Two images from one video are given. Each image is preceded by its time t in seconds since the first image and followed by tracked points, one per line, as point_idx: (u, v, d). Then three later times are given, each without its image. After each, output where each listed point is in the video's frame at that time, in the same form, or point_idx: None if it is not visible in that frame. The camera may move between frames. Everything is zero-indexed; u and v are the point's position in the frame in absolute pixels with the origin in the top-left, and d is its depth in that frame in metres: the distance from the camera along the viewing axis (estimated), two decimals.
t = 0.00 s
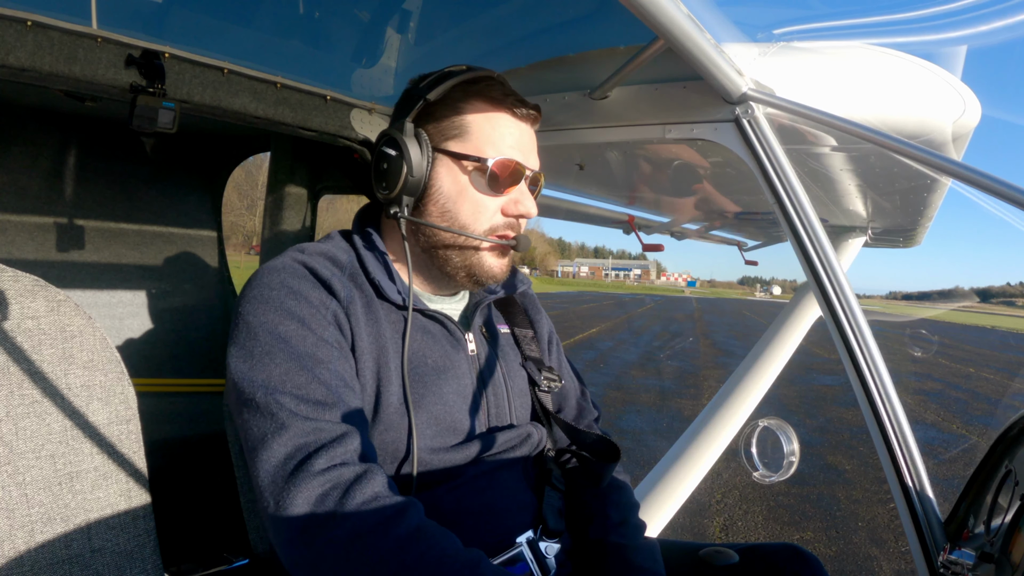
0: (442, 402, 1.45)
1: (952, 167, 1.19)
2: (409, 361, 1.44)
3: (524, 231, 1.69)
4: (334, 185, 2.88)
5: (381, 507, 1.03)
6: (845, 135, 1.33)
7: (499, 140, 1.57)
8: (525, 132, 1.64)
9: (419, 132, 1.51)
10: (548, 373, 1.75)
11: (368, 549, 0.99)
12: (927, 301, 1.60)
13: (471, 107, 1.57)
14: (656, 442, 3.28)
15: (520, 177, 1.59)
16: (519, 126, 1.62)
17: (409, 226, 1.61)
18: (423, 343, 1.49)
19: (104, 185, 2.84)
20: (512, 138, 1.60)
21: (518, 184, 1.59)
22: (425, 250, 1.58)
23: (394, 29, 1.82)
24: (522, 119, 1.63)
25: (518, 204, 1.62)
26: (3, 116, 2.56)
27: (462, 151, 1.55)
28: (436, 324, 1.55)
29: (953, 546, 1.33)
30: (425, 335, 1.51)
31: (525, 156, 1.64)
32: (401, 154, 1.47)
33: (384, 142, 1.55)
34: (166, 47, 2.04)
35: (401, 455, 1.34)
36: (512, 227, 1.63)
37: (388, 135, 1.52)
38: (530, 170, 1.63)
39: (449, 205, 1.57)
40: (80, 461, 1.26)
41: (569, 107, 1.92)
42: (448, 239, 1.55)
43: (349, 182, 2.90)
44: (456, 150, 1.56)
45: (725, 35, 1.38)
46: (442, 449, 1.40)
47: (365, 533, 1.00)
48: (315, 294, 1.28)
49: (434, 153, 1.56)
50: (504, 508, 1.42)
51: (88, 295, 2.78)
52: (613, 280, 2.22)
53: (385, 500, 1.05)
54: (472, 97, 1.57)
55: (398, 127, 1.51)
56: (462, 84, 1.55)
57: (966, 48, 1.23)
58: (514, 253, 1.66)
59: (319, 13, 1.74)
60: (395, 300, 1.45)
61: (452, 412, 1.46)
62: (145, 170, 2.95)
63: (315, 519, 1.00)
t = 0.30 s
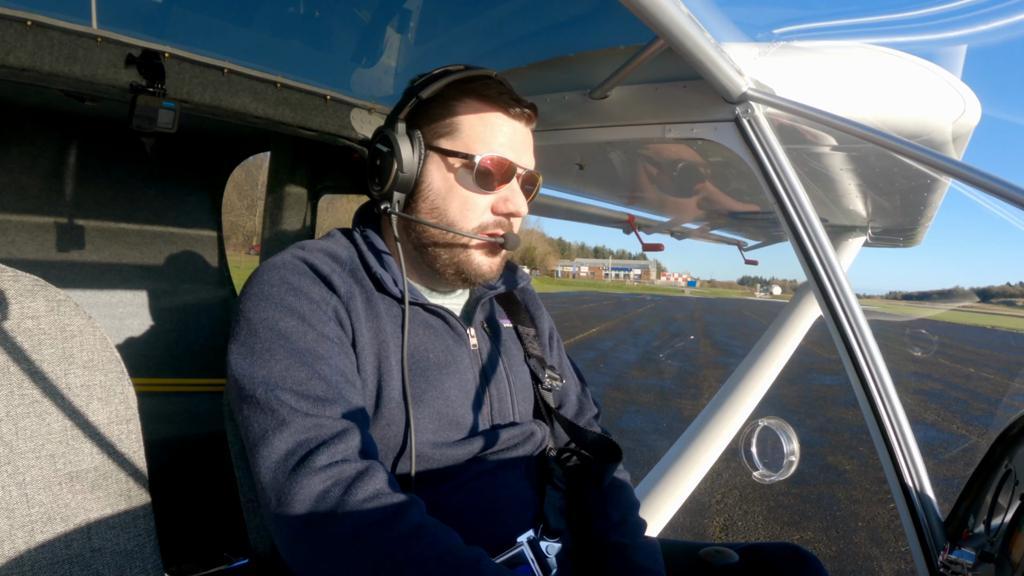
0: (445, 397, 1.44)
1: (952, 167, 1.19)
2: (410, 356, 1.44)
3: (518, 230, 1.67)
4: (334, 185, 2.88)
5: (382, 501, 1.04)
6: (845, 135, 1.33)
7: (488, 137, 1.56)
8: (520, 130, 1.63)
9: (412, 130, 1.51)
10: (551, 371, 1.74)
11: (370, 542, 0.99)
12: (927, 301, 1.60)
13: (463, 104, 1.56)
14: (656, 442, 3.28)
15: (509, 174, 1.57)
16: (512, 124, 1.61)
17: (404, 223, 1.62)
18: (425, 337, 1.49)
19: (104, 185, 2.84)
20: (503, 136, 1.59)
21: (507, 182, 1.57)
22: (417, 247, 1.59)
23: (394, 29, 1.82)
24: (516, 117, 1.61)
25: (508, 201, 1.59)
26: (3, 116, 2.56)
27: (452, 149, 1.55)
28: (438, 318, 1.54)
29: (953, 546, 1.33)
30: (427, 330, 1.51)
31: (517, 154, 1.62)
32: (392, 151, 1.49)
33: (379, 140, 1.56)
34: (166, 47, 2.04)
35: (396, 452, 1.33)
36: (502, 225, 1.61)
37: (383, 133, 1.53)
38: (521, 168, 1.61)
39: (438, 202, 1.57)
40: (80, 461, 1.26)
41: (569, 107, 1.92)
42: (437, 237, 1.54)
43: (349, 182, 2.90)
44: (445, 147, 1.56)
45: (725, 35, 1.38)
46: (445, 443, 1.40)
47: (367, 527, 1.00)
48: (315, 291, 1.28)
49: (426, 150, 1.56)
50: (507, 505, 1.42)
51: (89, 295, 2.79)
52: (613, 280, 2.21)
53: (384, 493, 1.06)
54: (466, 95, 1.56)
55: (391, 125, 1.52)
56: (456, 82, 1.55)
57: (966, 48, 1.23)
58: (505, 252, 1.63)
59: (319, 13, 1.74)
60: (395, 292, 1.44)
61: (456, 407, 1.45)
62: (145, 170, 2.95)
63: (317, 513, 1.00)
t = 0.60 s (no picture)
0: (446, 403, 1.43)
1: (952, 167, 1.18)
2: (409, 361, 1.42)
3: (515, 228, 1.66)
4: (333, 184, 2.88)
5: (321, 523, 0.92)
6: (845, 135, 1.33)
7: (485, 134, 1.55)
8: (517, 126, 1.61)
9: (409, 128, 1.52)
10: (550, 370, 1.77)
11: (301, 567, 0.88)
12: (927, 301, 1.60)
13: (461, 101, 1.56)
14: (656, 442, 3.28)
15: (506, 172, 1.56)
16: (509, 121, 1.59)
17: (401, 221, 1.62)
18: (424, 342, 1.47)
19: (104, 185, 2.83)
20: (499, 133, 1.58)
21: (503, 180, 1.56)
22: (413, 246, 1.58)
23: (394, 30, 1.82)
24: (514, 113, 1.60)
25: (505, 200, 1.59)
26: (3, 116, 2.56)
27: (448, 146, 1.55)
28: (437, 321, 1.53)
29: (953, 546, 1.32)
30: (427, 334, 1.49)
31: (513, 152, 1.61)
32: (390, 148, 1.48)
33: (378, 137, 1.56)
34: (165, 47, 2.04)
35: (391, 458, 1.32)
36: (499, 224, 1.61)
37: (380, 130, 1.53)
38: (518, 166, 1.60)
39: (433, 200, 1.57)
40: (80, 460, 1.26)
41: (569, 107, 1.92)
42: (432, 235, 1.53)
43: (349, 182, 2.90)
44: (442, 144, 1.56)
45: (725, 35, 1.38)
46: (445, 450, 1.39)
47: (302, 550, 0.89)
48: (298, 310, 1.23)
49: (424, 147, 1.56)
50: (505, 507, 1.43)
51: (88, 294, 2.79)
52: (613, 280, 2.24)
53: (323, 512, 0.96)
54: (465, 90, 1.55)
55: (388, 122, 1.52)
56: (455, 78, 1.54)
57: (966, 48, 1.23)
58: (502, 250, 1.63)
59: (318, 13, 1.74)
60: (391, 295, 1.43)
61: (458, 413, 1.44)
62: (145, 170, 2.95)
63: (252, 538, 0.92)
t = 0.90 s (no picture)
0: (428, 386, 1.42)
1: (951, 166, 1.18)
2: (389, 344, 1.42)
3: (471, 221, 1.58)
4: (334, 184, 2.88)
5: (294, 513, 1.02)
6: (845, 135, 1.33)
7: (430, 127, 1.52)
8: (468, 118, 1.57)
9: (365, 128, 1.52)
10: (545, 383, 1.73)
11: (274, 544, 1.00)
12: (927, 301, 1.61)
13: (410, 96, 1.53)
14: (656, 442, 3.27)
15: (452, 162, 1.50)
16: (458, 112, 1.55)
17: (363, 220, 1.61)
18: (404, 328, 1.46)
19: (104, 184, 2.83)
20: (447, 125, 1.53)
21: (449, 170, 1.50)
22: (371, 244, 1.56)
23: (394, 29, 1.82)
24: (465, 105, 1.56)
25: (454, 191, 1.52)
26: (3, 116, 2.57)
27: (398, 142, 1.53)
28: (418, 310, 1.52)
29: (953, 546, 1.32)
30: (408, 320, 1.48)
31: (463, 143, 1.55)
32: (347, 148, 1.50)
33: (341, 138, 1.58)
34: (166, 47, 2.04)
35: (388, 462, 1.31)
36: (449, 216, 1.54)
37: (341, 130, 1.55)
38: (466, 156, 1.53)
39: (384, 196, 1.53)
40: (80, 460, 1.26)
41: (569, 107, 1.91)
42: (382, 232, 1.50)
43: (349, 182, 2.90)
44: (392, 141, 1.53)
45: (725, 35, 1.38)
46: (433, 432, 1.40)
47: (273, 534, 1.00)
48: (273, 305, 1.22)
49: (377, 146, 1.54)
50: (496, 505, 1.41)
51: (89, 294, 2.79)
52: (613, 280, 2.22)
53: (306, 501, 1.05)
54: (413, 86, 1.53)
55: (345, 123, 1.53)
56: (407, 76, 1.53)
57: (966, 48, 1.23)
58: (458, 244, 1.55)
59: (318, 13, 1.74)
60: (367, 283, 1.42)
61: (444, 397, 1.43)
62: (145, 170, 2.95)
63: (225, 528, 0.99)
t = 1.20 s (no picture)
0: (440, 382, 1.42)
1: (952, 166, 1.18)
2: (403, 342, 1.42)
3: (468, 218, 1.58)
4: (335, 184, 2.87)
5: (327, 519, 1.02)
6: (845, 135, 1.32)
7: (422, 127, 1.51)
8: (459, 115, 1.56)
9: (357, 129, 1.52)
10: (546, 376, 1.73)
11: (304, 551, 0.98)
12: (927, 301, 1.60)
13: (399, 96, 1.52)
14: (656, 442, 3.26)
15: (445, 160, 1.50)
16: (448, 110, 1.54)
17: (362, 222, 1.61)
18: (418, 326, 1.46)
19: (104, 184, 2.83)
20: (438, 123, 1.52)
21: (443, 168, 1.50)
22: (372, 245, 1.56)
23: (394, 29, 1.83)
24: (455, 102, 1.56)
25: (449, 188, 1.52)
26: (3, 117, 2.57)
27: (390, 143, 1.53)
28: (425, 307, 1.51)
29: (953, 546, 1.32)
30: (418, 318, 1.48)
31: (454, 141, 1.55)
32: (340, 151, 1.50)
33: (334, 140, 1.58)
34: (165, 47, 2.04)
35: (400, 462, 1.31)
36: (446, 215, 1.54)
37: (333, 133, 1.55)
38: (459, 153, 1.53)
39: (380, 196, 1.53)
40: (80, 461, 1.26)
41: (569, 107, 1.92)
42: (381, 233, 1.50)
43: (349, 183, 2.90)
44: (384, 141, 1.53)
45: (725, 35, 1.38)
46: (446, 433, 1.39)
47: (305, 542, 0.99)
48: (292, 307, 1.21)
49: (370, 147, 1.54)
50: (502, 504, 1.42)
51: (88, 295, 2.79)
52: (613, 280, 2.22)
53: (337, 505, 1.05)
54: (402, 84, 1.52)
55: (336, 127, 1.53)
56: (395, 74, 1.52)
57: (966, 48, 1.23)
58: (456, 242, 1.55)
59: (319, 14, 1.74)
60: (373, 284, 1.41)
61: (455, 395, 1.44)
62: (145, 170, 2.96)
63: (255, 534, 0.98)
